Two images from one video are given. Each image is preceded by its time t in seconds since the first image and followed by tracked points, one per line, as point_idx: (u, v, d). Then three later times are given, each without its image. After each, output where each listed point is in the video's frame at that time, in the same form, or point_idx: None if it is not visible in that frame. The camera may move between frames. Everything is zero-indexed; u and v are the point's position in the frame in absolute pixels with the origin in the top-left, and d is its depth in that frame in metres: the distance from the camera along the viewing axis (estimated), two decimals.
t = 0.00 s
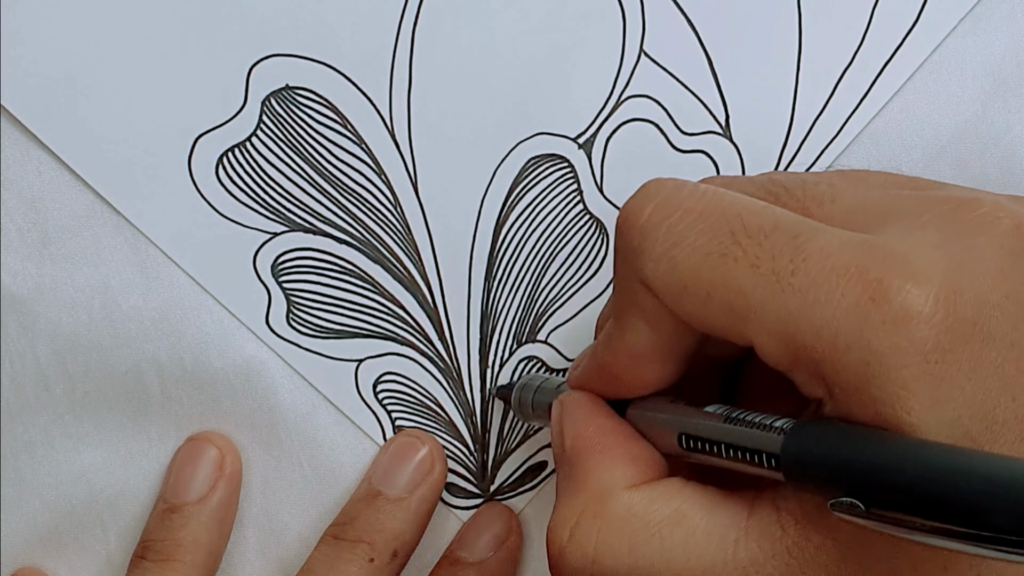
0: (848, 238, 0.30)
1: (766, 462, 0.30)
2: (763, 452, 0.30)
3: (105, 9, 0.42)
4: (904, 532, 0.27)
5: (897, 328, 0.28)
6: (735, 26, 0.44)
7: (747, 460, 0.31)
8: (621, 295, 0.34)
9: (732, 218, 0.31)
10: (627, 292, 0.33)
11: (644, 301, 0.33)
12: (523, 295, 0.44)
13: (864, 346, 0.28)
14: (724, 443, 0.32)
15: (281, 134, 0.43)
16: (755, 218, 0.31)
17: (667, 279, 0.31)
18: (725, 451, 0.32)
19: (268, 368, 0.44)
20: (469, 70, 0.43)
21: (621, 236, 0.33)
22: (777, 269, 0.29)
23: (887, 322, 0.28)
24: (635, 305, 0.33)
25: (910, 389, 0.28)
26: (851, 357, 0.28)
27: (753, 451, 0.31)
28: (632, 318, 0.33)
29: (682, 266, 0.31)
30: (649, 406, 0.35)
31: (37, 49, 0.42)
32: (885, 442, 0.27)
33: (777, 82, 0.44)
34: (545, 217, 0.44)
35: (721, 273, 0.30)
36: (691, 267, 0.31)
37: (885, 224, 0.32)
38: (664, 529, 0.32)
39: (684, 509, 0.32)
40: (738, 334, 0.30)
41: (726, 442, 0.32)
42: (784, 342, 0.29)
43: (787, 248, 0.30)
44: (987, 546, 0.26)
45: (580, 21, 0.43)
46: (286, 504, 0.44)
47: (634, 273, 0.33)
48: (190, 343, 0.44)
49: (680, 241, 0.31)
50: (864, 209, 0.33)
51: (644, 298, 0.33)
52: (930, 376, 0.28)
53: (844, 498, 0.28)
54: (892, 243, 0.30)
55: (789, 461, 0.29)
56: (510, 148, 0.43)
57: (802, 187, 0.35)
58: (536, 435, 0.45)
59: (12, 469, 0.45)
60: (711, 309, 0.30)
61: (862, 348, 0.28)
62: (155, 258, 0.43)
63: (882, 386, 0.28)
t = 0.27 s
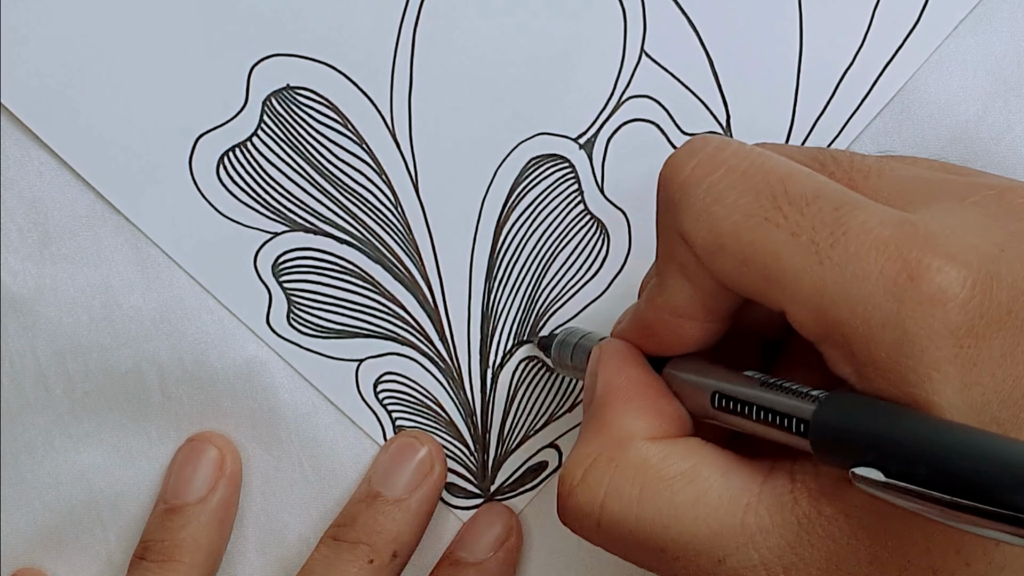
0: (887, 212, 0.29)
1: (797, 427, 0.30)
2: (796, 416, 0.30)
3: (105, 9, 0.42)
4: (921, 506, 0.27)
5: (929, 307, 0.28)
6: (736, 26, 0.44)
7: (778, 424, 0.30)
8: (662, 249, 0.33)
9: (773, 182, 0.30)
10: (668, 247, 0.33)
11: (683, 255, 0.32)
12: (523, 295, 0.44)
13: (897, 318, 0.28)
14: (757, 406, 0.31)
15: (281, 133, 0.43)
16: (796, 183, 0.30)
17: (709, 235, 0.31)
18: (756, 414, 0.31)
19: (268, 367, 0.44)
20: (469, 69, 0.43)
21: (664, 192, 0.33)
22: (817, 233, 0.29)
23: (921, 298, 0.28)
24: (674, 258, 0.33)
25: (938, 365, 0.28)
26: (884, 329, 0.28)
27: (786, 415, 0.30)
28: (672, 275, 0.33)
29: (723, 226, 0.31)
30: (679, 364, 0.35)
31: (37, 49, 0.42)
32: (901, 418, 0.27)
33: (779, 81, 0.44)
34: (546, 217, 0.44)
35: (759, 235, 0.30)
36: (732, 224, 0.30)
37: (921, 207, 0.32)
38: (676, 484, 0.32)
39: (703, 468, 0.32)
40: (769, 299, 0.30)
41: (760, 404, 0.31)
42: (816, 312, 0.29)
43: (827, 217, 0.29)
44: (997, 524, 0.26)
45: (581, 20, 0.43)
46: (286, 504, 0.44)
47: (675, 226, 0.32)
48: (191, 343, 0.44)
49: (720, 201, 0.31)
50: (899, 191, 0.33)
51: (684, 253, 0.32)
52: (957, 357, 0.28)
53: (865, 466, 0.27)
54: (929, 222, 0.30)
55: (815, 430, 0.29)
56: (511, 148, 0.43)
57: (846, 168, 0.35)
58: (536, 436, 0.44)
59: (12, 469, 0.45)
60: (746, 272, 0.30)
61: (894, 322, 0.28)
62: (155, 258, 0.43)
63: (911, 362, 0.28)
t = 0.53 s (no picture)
0: (849, 242, 0.29)
1: (765, 467, 0.30)
2: (762, 456, 0.30)
3: (105, 9, 0.42)
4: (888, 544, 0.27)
5: (898, 338, 0.28)
6: (736, 25, 0.44)
7: (744, 465, 0.31)
8: (622, 293, 0.33)
9: (733, 221, 0.30)
10: (630, 294, 0.33)
11: (645, 300, 0.32)
12: (523, 295, 0.44)
13: (865, 354, 0.28)
14: (723, 447, 0.32)
15: (281, 134, 0.43)
16: (756, 219, 0.30)
17: (669, 281, 0.31)
18: (723, 455, 0.32)
19: (268, 367, 0.44)
20: (469, 69, 0.43)
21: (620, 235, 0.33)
22: (780, 272, 0.29)
23: (890, 329, 0.28)
24: (636, 302, 0.33)
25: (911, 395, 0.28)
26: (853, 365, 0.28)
27: (751, 456, 0.31)
28: (636, 319, 0.33)
29: (684, 270, 0.30)
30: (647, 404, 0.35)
31: (36, 49, 0.42)
32: (874, 454, 0.27)
33: (778, 81, 0.44)
34: (546, 218, 0.44)
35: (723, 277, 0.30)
36: (693, 268, 0.30)
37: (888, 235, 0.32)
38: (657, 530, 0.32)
39: (681, 511, 0.33)
40: (738, 338, 0.30)
41: (725, 446, 0.32)
42: (786, 349, 0.29)
43: (788, 254, 0.29)
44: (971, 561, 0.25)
45: (580, 20, 0.43)
46: (286, 505, 0.44)
47: (633, 274, 0.32)
48: (191, 343, 0.44)
49: (682, 243, 0.31)
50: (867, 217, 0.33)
51: (645, 297, 0.32)
52: (929, 385, 0.28)
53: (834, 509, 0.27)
54: (892, 249, 0.30)
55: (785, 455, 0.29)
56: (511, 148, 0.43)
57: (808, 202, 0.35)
58: (536, 436, 0.44)
59: (13, 469, 0.45)
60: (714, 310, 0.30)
61: (862, 357, 0.28)
62: (155, 258, 0.43)
63: (882, 395, 0.28)
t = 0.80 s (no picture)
0: (832, 242, 0.30)
1: (763, 471, 0.30)
2: (758, 461, 0.30)
3: (104, 9, 0.42)
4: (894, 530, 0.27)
5: (888, 329, 0.28)
6: (735, 25, 0.44)
7: (742, 472, 0.31)
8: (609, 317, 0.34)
9: (715, 231, 0.31)
10: (616, 317, 0.33)
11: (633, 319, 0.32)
12: (523, 295, 0.44)
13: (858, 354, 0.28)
14: (718, 457, 0.32)
15: (282, 134, 0.43)
16: (737, 228, 0.31)
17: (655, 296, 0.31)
18: (719, 465, 0.32)
19: (268, 367, 0.44)
20: (469, 70, 0.43)
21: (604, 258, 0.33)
22: (766, 283, 0.29)
23: (879, 322, 0.28)
24: (622, 324, 0.33)
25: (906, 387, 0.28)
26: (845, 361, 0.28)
27: (748, 461, 0.30)
28: (622, 341, 0.33)
29: (669, 282, 0.31)
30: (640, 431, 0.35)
31: (36, 49, 0.42)
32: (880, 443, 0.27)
33: (778, 81, 0.44)
34: (546, 218, 0.44)
35: (709, 292, 0.30)
36: (678, 280, 0.31)
37: (872, 224, 0.32)
38: (656, 548, 0.32)
39: (681, 527, 0.33)
40: (727, 345, 0.30)
41: (720, 455, 0.32)
42: (776, 350, 0.29)
43: (771, 256, 0.30)
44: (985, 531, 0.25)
45: (580, 20, 0.43)
46: (286, 505, 0.44)
47: (619, 294, 0.32)
48: (190, 343, 0.44)
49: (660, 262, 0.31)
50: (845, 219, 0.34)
51: (633, 318, 0.32)
52: (926, 369, 0.28)
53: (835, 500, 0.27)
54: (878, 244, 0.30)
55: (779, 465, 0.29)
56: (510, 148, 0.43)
57: (786, 205, 0.36)
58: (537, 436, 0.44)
59: (13, 469, 0.45)
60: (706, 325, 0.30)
61: (855, 352, 0.28)
62: (155, 258, 0.43)
63: (881, 385, 0.28)
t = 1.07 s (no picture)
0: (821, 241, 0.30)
1: (761, 471, 0.30)
2: (756, 461, 0.30)
3: (104, 9, 0.42)
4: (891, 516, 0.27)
5: (880, 327, 0.28)
6: (735, 26, 0.44)
7: (742, 475, 0.30)
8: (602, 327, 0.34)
9: (705, 237, 0.31)
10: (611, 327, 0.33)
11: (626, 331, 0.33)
12: (523, 295, 0.44)
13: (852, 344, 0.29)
14: (716, 461, 0.32)
15: (282, 134, 0.43)
16: (728, 233, 0.31)
17: (649, 304, 0.31)
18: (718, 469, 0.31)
19: (268, 367, 0.44)
20: (469, 70, 0.43)
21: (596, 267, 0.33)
22: (761, 281, 0.30)
23: (875, 321, 0.28)
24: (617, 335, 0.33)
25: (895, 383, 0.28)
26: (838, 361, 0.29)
27: (746, 463, 0.30)
28: (615, 352, 0.33)
29: (662, 289, 0.31)
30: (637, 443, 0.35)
31: (36, 50, 0.42)
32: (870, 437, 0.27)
33: (778, 81, 0.44)
34: (546, 219, 0.44)
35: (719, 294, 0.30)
36: (671, 287, 0.31)
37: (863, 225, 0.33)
38: (657, 558, 0.33)
39: (684, 538, 0.33)
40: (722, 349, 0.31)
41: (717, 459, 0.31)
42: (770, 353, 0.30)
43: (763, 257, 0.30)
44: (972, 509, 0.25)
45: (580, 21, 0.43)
46: (286, 505, 0.44)
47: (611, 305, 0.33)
48: (190, 343, 0.44)
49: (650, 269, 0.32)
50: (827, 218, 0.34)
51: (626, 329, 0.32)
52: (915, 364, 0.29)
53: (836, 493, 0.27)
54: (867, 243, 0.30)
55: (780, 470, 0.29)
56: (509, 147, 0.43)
57: (772, 206, 0.36)
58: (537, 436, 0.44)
59: (13, 469, 0.45)
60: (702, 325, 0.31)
61: (846, 351, 0.28)
62: (155, 258, 0.43)
63: (873, 383, 0.28)
